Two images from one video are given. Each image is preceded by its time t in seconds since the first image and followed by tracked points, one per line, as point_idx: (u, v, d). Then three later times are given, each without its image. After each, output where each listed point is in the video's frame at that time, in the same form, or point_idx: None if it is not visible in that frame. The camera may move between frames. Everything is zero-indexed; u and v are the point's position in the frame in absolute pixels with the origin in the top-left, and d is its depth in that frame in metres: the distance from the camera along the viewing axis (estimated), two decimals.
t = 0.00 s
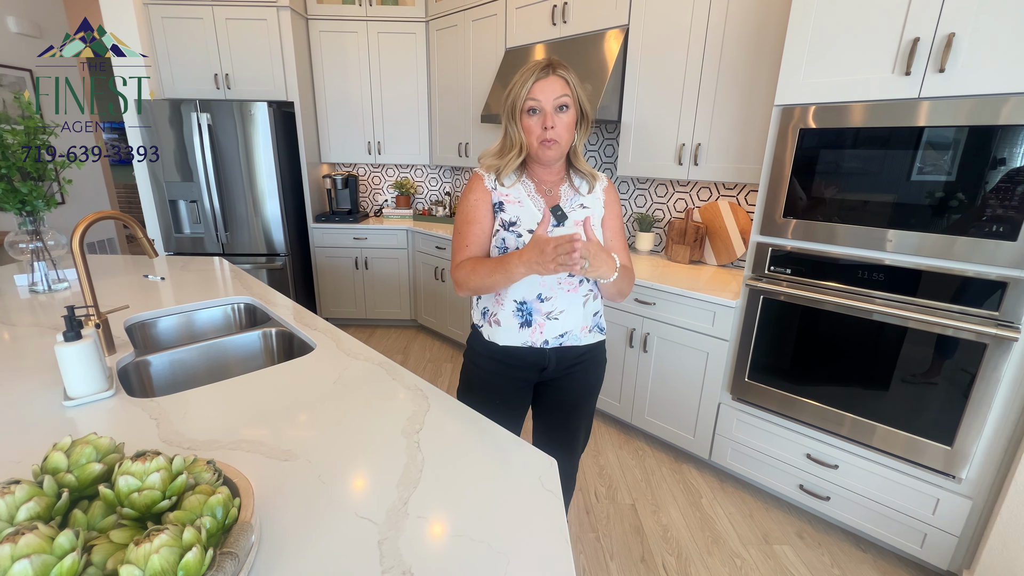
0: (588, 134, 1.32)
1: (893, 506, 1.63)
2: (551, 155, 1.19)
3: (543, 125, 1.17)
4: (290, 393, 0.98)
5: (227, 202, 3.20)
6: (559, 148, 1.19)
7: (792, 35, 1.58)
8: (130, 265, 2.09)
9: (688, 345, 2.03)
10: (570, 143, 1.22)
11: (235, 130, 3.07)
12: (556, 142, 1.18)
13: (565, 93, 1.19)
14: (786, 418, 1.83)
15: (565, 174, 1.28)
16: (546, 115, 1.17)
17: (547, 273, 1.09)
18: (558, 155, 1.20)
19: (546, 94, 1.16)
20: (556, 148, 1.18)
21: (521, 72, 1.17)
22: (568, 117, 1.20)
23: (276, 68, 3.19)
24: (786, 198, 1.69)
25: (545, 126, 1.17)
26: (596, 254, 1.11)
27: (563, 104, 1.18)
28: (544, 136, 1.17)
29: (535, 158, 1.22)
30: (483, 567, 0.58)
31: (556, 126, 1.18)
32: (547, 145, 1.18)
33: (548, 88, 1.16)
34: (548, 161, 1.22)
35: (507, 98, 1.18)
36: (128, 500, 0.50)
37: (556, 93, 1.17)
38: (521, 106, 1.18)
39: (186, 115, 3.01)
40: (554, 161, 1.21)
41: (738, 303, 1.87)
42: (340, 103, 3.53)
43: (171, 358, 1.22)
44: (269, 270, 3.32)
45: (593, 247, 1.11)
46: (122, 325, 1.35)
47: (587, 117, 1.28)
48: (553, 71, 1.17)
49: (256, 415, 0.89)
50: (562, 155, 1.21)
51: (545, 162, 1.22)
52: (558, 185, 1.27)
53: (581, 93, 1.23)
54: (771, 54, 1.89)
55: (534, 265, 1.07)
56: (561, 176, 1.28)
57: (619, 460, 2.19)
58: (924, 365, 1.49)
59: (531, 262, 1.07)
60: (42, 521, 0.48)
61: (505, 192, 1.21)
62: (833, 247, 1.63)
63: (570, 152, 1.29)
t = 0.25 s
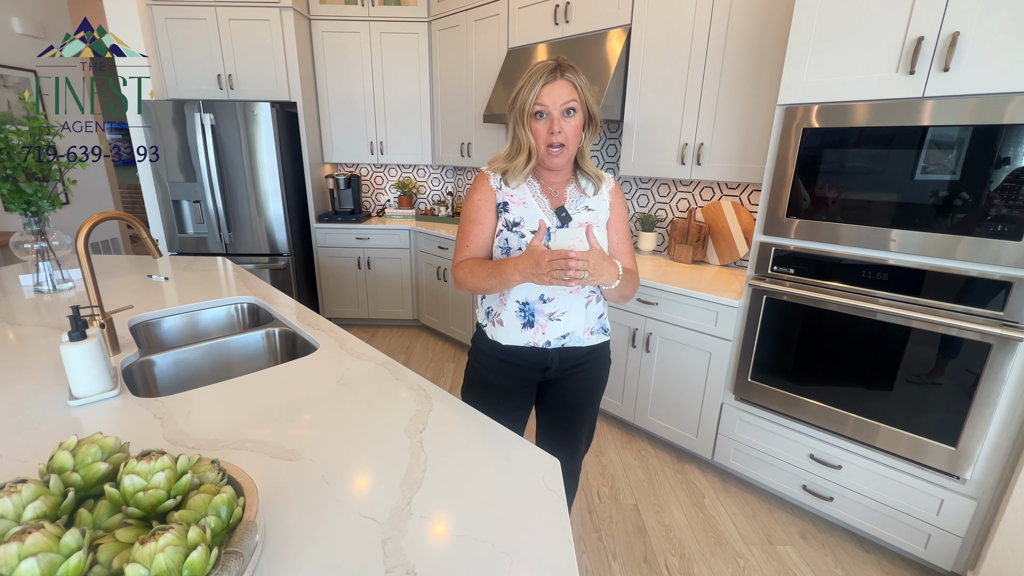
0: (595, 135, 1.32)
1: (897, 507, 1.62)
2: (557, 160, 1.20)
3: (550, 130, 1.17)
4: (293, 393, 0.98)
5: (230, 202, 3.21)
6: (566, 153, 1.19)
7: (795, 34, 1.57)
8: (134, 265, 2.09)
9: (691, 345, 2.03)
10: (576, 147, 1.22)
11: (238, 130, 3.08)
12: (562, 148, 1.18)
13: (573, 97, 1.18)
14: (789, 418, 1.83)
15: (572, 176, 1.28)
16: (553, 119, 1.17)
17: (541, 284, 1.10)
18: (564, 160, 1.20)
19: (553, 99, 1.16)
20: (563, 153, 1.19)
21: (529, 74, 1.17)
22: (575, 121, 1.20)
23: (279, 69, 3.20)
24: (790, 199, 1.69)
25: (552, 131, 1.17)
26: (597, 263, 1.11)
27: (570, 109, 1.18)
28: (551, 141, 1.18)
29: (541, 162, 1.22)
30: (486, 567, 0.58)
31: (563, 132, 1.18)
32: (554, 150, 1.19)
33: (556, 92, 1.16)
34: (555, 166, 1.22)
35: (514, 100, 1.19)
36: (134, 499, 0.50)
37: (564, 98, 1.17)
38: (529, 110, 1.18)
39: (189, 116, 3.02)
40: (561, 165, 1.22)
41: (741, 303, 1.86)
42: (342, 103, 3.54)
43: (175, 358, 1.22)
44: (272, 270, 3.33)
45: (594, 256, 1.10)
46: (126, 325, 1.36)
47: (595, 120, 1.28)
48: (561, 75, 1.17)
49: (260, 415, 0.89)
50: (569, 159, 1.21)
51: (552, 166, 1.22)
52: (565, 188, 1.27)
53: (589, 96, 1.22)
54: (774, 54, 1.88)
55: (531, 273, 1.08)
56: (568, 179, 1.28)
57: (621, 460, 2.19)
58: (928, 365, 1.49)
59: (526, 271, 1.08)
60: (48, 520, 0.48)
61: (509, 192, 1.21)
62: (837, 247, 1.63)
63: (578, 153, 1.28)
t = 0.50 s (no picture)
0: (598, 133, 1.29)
1: (901, 507, 1.62)
2: (553, 156, 1.19)
3: (544, 126, 1.17)
4: (296, 392, 0.98)
5: (234, 202, 3.21)
6: (561, 148, 1.19)
7: (799, 32, 1.57)
8: (138, 264, 2.10)
9: (693, 344, 2.02)
10: (574, 143, 1.21)
11: (242, 130, 3.09)
12: (556, 143, 1.18)
13: (568, 92, 1.18)
14: (792, 418, 1.83)
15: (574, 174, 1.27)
16: (546, 115, 1.17)
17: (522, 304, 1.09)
18: (560, 155, 1.19)
19: (546, 94, 1.16)
20: (557, 148, 1.18)
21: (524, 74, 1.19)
22: (571, 116, 1.19)
23: (282, 69, 3.21)
24: (793, 198, 1.68)
25: (545, 126, 1.17)
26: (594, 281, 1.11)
27: (565, 104, 1.18)
28: (545, 136, 1.17)
29: (539, 159, 1.22)
30: (489, 566, 0.58)
31: (557, 127, 1.18)
32: (548, 146, 1.18)
33: (549, 87, 1.16)
34: (553, 162, 1.22)
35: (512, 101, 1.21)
36: (139, 497, 0.51)
37: (557, 93, 1.16)
38: (523, 107, 1.19)
39: (193, 115, 3.03)
40: (558, 161, 1.21)
41: (745, 302, 1.86)
42: (345, 103, 3.54)
43: (179, 357, 1.22)
44: (275, 269, 3.33)
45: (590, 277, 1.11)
46: (130, 324, 1.37)
47: (596, 116, 1.25)
48: (554, 71, 1.18)
49: (263, 413, 0.90)
50: (566, 155, 1.20)
51: (550, 163, 1.22)
52: (567, 185, 1.26)
53: (587, 91, 1.21)
54: (777, 52, 1.87)
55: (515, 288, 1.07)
56: (571, 177, 1.27)
57: (624, 460, 2.19)
58: (933, 365, 1.48)
59: (511, 286, 1.07)
60: (55, 517, 0.48)
61: (510, 192, 1.21)
62: (841, 246, 1.62)
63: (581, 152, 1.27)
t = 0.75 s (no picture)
0: (596, 130, 1.27)
1: (904, 506, 1.61)
2: (539, 149, 1.20)
3: (530, 119, 1.19)
4: (299, 390, 0.99)
5: (237, 200, 3.22)
6: (547, 141, 1.19)
7: (804, 29, 1.56)
8: (142, 262, 2.11)
9: (695, 343, 2.02)
10: (563, 136, 1.21)
11: (245, 128, 3.10)
12: (541, 136, 1.19)
13: (555, 85, 1.19)
14: (796, 417, 1.82)
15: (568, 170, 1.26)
16: (532, 108, 1.19)
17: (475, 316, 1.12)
18: (547, 148, 1.20)
19: (533, 87, 1.19)
20: (542, 141, 1.19)
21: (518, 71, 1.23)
22: (558, 109, 1.19)
23: (285, 67, 3.21)
24: (797, 197, 1.67)
25: (531, 119, 1.19)
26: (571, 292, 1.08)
27: (552, 96, 1.18)
28: (531, 129, 1.19)
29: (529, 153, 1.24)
30: (491, 564, 0.58)
31: (543, 119, 1.19)
32: (534, 139, 1.20)
33: (535, 81, 1.18)
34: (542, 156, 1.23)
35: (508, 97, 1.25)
36: (142, 493, 0.51)
37: (543, 85, 1.18)
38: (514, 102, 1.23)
39: (196, 114, 3.04)
40: (547, 155, 1.22)
41: (748, 301, 1.85)
42: (348, 101, 3.54)
43: (183, 354, 1.23)
44: (278, 267, 3.34)
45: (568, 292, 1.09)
46: (134, 322, 1.37)
47: (591, 111, 1.24)
48: (544, 64, 1.19)
49: (266, 410, 0.90)
50: (553, 148, 1.21)
51: (540, 157, 1.23)
52: (559, 180, 1.26)
53: (579, 84, 1.21)
54: (782, 49, 1.86)
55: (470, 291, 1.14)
56: (564, 172, 1.27)
57: (626, 458, 2.19)
58: (937, 364, 1.47)
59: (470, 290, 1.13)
60: (59, 513, 0.49)
61: (501, 189, 1.26)
62: (844, 244, 1.61)
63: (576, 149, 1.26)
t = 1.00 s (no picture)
0: (583, 127, 1.22)
1: (908, 505, 1.60)
2: (520, 145, 1.18)
3: (511, 115, 1.17)
4: (303, 386, 0.99)
5: (241, 197, 3.23)
6: (527, 137, 1.17)
7: (810, 25, 1.54)
8: (148, 259, 2.12)
9: (699, 341, 2.02)
10: (544, 132, 1.17)
11: (248, 126, 3.10)
12: (521, 132, 1.17)
13: (536, 80, 1.15)
14: (800, 415, 1.81)
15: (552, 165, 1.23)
16: (512, 103, 1.17)
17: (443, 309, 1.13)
18: (528, 145, 1.18)
19: (513, 82, 1.16)
20: (521, 137, 1.17)
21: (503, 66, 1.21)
22: (538, 104, 1.16)
23: (288, 64, 3.21)
24: (802, 194, 1.66)
25: (511, 115, 1.17)
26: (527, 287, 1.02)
27: (532, 91, 1.15)
28: (512, 125, 1.17)
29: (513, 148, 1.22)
30: (495, 560, 0.58)
31: (523, 115, 1.16)
32: (515, 135, 1.18)
33: (516, 75, 1.16)
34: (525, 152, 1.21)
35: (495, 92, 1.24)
36: (147, 489, 0.51)
37: (523, 80, 1.15)
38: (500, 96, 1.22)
39: (200, 111, 3.05)
40: (528, 151, 1.19)
41: (752, 298, 1.84)
42: (351, 98, 3.55)
43: (188, 351, 1.24)
44: (282, 265, 3.35)
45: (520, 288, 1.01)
46: (139, 319, 1.38)
47: (575, 107, 1.19)
48: (527, 57, 1.16)
49: (270, 407, 0.90)
50: (534, 145, 1.18)
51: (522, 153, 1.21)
52: (542, 176, 1.24)
53: (561, 79, 1.16)
54: (788, 45, 1.85)
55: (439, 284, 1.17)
56: (548, 168, 1.24)
57: (629, 456, 2.18)
58: (943, 363, 1.46)
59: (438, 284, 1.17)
60: (65, 508, 0.49)
61: (487, 184, 1.28)
62: (850, 242, 1.60)
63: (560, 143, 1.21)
